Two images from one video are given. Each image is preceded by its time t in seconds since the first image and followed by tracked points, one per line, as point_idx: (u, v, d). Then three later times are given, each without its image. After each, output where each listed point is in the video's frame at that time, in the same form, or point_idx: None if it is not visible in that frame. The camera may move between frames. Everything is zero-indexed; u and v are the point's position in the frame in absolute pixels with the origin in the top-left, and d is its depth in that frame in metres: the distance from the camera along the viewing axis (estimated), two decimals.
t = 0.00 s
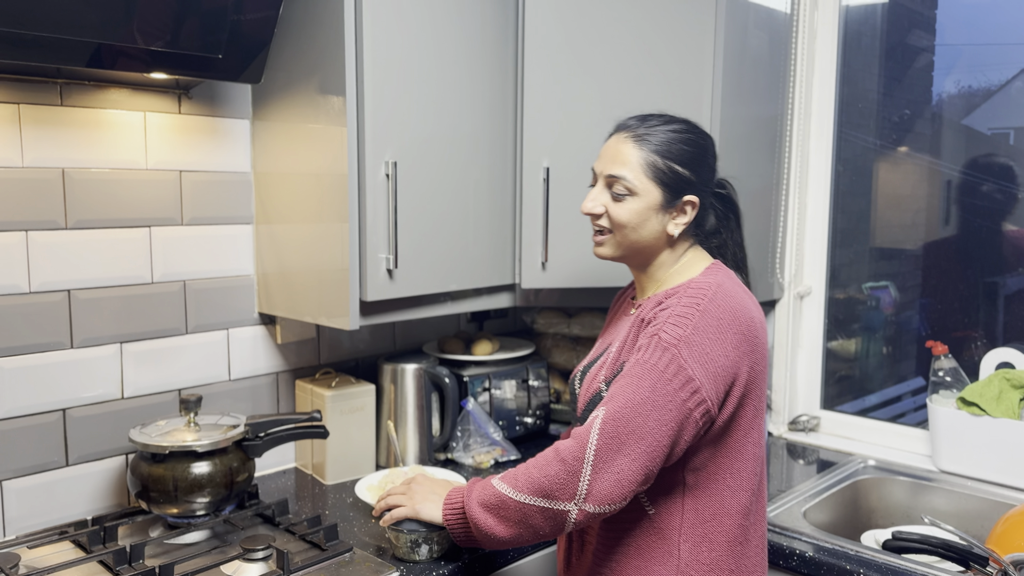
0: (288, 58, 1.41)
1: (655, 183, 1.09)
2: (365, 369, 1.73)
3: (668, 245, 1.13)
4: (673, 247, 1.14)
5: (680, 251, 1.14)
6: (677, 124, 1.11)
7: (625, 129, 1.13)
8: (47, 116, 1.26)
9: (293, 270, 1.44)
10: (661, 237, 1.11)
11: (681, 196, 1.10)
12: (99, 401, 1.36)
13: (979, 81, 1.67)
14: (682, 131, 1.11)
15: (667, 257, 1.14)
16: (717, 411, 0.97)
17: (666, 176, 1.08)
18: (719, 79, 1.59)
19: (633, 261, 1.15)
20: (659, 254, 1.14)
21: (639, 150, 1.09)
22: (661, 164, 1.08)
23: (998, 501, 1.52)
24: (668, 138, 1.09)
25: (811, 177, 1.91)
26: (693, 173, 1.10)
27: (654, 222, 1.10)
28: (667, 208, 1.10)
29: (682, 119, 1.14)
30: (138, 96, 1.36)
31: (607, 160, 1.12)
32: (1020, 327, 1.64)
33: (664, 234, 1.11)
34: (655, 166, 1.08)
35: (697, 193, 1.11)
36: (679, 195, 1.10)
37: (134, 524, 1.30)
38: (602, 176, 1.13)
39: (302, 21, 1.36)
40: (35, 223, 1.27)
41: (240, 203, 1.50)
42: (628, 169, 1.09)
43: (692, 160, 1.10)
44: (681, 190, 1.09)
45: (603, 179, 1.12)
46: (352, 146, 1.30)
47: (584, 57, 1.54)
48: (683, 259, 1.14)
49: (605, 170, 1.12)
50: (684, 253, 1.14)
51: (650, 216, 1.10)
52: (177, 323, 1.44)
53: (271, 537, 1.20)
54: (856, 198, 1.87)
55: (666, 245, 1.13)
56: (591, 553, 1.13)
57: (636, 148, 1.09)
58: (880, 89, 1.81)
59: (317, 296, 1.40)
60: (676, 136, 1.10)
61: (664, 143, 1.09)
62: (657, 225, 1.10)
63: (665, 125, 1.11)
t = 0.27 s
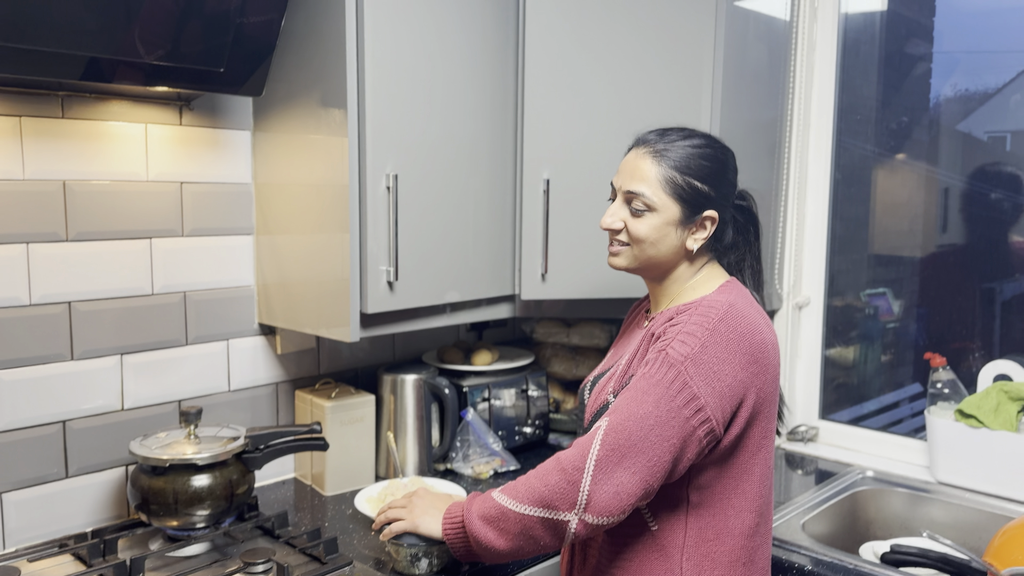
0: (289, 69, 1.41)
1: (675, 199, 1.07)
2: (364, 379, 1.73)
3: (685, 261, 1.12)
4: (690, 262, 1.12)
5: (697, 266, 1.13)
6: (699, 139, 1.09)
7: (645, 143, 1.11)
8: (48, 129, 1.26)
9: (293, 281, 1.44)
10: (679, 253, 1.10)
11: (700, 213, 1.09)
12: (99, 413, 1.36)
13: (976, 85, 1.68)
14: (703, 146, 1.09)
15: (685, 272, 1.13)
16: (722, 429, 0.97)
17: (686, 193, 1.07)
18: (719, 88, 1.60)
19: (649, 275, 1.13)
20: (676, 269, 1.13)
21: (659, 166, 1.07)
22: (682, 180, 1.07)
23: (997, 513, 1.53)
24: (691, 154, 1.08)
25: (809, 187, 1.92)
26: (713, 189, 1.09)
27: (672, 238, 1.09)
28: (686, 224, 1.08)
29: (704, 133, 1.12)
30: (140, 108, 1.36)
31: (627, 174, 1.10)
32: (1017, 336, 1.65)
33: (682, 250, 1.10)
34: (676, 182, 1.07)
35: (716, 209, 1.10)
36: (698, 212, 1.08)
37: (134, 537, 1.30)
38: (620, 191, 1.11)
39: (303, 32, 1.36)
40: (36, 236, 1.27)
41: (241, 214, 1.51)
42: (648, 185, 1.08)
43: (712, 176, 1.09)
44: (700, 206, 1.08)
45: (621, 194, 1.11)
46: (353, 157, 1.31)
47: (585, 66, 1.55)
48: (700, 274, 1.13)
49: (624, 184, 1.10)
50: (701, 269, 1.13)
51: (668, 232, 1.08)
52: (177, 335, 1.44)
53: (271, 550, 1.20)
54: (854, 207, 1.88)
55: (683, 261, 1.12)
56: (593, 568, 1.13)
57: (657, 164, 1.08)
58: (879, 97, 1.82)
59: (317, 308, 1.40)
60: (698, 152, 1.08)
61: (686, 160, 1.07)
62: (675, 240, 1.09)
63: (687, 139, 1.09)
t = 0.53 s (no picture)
0: (285, 67, 1.41)
1: (682, 192, 1.08)
2: (360, 377, 1.73)
3: (689, 258, 1.12)
4: (693, 259, 1.13)
5: (700, 265, 1.13)
6: (715, 138, 1.10)
7: (660, 137, 1.12)
8: (43, 126, 1.26)
9: (289, 279, 1.44)
10: (682, 248, 1.10)
11: (706, 210, 1.09)
12: (94, 411, 1.36)
13: (973, 86, 1.68)
14: (718, 145, 1.09)
15: (687, 269, 1.13)
16: (720, 428, 0.97)
17: (693, 187, 1.07)
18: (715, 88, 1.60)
19: (651, 267, 1.14)
20: (678, 264, 1.13)
21: (671, 158, 1.08)
22: (692, 175, 1.07)
23: (990, 512, 1.53)
24: (704, 151, 1.08)
25: (805, 187, 1.92)
26: (723, 189, 1.09)
27: (676, 232, 1.09)
28: (691, 219, 1.08)
29: (722, 135, 1.12)
30: (135, 106, 1.36)
31: (638, 164, 1.11)
32: (1012, 336, 1.65)
33: (685, 245, 1.10)
34: (685, 176, 1.07)
35: (724, 209, 1.10)
36: (705, 209, 1.08)
37: (129, 535, 1.30)
38: (631, 179, 1.12)
39: (300, 30, 1.36)
40: (31, 233, 1.27)
41: (236, 212, 1.51)
42: (657, 176, 1.08)
43: (723, 175, 1.09)
44: (707, 204, 1.08)
45: (631, 183, 1.12)
46: (349, 156, 1.31)
47: (581, 65, 1.55)
48: (702, 273, 1.13)
49: (634, 174, 1.11)
50: (704, 267, 1.13)
51: (672, 225, 1.08)
52: (172, 333, 1.44)
53: (266, 547, 1.20)
54: (850, 207, 1.88)
55: (687, 258, 1.12)
56: (592, 565, 1.13)
57: (669, 156, 1.08)
58: (875, 97, 1.82)
59: (312, 306, 1.40)
60: (711, 149, 1.08)
61: (698, 155, 1.08)
62: (679, 236, 1.09)
63: (702, 137, 1.10)
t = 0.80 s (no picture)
0: (283, 63, 1.41)
1: (682, 194, 1.07)
2: (357, 374, 1.73)
3: (693, 256, 1.12)
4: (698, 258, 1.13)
5: (705, 262, 1.13)
6: (709, 135, 1.09)
7: (655, 138, 1.11)
8: (40, 120, 1.26)
9: (286, 275, 1.44)
10: (686, 248, 1.11)
11: (708, 209, 1.09)
12: (90, 406, 1.36)
13: (971, 86, 1.68)
14: (714, 142, 1.09)
15: (692, 267, 1.13)
16: (726, 426, 0.97)
17: (693, 189, 1.07)
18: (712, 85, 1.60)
19: (657, 269, 1.14)
20: (683, 263, 1.13)
21: (667, 161, 1.07)
22: (690, 176, 1.07)
23: (987, 509, 1.53)
24: (699, 150, 1.08)
25: (802, 184, 1.92)
26: (722, 186, 1.08)
27: (678, 233, 1.09)
28: (692, 219, 1.08)
29: (716, 128, 1.12)
30: (132, 101, 1.36)
31: (636, 168, 1.11)
32: (1009, 335, 1.66)
33: (690, 245, 1.10)
34: (683, 178, 1.07)
35: (725, 205, 1.10)
36: (706, 208, 1.08)
37: (125, 529, 1.30)
38: (629, 184, 1.12)
39: (298, 27, 1.36)
40: (27, 227, 1.27)
41: (233, 208, 1.51)
42: (655, 180, 1.08)
43: (721, 172, 1.08)
44: (708, 202, 1.08)
45: (629, 187, 1.12)
46: (347, 152, 1.31)
47: (579, 63, 1.55)
48: (706, 270, 1.13)
49: (632, 178, 1.11)
50: (709, 264, 1.13)
51: (674, 227, 1.09)
52: (169, 328, 1.44)
53: (263, 542, 1.17)
54: (847, 205, 1.88)
55: (691, 256, 1.12)
56: (593, 560, 1.13)
57: (665, 159, 1.08)
58: (872, 96, 1.82)
59: (309, 302, 1.40)
60: (707, 148, 1.08)
61: (694, 156, 1.07)
62: (682, 236, 1.09)
63: (697, 135, 1.09)
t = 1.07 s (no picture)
0: (282, 63, 1.41)
1: (685, 193, 1.07)
2: (356, 374, 1.73)
3: (691, 257, 1.12)
4: (696, 259, 1.13)
5: (703, 264, 1.13)
6: (716, 137, 1.09)
7: (662, 135, 1.12)
8: (39, 121, 1.26)
9: (285, 275, 1.44)
10: (685, 247, 1.10)
11: (709, 209, 1.09)
12: (89, 406, 1.36)
13: (969, 87, 1.68)
14: (720, 144, 1.09)
15: (690, 268, 1.13)
16: (722, 428, 0.97)
17: (696, 187, 1.07)
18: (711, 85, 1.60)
19: (654, 266, 1.14)
20: (681, 263, 1.13)
21: (673, 158, 1.07)
22: (694, 175, 1.07)
23: (985, 509, 1.54)
24: (705, 150, 1.08)
25: (801, 185, 1.93)
26: (725, 188, 1.09)
27: (678, 232, 1.09)
28: (694, 219, 1.08)
29: (721, 131, 1.12)
30: (131, 101, 1.36)
31: (640, 163, 1.11)
32: (1008, 336, 1.66)
33: (689, 245, 1.10)
34: (687, 176, 1.07)
35: (727, 208, 1.10)
36: (708, 209, 1.08)
37: (124, 530, 1.30)
38: (633, 179, 1.12)
39: (297, 27, 1.36)
40: (26, 227, 1.26)
41: (232, 208, 1.51)
42: (659, 176, 1.08)
43: (726, 174, 1.09)
44: (711, 204, 1.08)
45: (633, 182, 1.12)
46: (345, 153, 1.31)
47: (579, 65, 1.55)
48: (705, 272, 1.13)
49: (636, 173, 1.11)
50: (707, 266, 1.13)
51: (675, 225, 1.08)
52: (168, 328, 1.44)
53: (261, 543, 1.17)
54: (846, 205, 1.88)
55: (690, 257, 1.12)
56: (590, 561, 1.13)
57: (671, 156, 1.08)
58: (871, 96, 1.82)
59: (308, 302, 1.40)
60: (713, 148, 1.08)
61: (700, 154, 1.07)
62: (682, 236, 1.09)
63: (703, 135, 1.09)
